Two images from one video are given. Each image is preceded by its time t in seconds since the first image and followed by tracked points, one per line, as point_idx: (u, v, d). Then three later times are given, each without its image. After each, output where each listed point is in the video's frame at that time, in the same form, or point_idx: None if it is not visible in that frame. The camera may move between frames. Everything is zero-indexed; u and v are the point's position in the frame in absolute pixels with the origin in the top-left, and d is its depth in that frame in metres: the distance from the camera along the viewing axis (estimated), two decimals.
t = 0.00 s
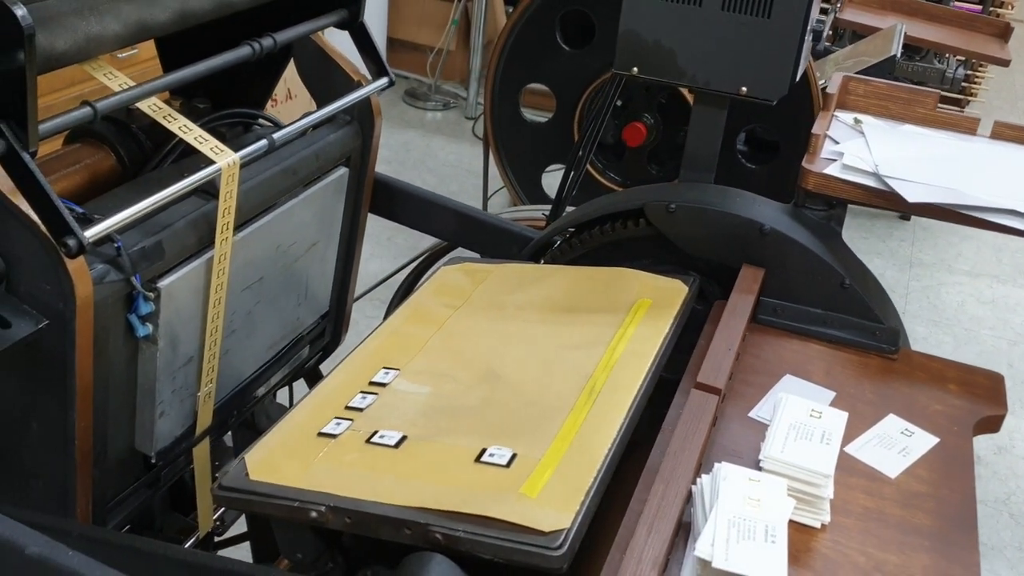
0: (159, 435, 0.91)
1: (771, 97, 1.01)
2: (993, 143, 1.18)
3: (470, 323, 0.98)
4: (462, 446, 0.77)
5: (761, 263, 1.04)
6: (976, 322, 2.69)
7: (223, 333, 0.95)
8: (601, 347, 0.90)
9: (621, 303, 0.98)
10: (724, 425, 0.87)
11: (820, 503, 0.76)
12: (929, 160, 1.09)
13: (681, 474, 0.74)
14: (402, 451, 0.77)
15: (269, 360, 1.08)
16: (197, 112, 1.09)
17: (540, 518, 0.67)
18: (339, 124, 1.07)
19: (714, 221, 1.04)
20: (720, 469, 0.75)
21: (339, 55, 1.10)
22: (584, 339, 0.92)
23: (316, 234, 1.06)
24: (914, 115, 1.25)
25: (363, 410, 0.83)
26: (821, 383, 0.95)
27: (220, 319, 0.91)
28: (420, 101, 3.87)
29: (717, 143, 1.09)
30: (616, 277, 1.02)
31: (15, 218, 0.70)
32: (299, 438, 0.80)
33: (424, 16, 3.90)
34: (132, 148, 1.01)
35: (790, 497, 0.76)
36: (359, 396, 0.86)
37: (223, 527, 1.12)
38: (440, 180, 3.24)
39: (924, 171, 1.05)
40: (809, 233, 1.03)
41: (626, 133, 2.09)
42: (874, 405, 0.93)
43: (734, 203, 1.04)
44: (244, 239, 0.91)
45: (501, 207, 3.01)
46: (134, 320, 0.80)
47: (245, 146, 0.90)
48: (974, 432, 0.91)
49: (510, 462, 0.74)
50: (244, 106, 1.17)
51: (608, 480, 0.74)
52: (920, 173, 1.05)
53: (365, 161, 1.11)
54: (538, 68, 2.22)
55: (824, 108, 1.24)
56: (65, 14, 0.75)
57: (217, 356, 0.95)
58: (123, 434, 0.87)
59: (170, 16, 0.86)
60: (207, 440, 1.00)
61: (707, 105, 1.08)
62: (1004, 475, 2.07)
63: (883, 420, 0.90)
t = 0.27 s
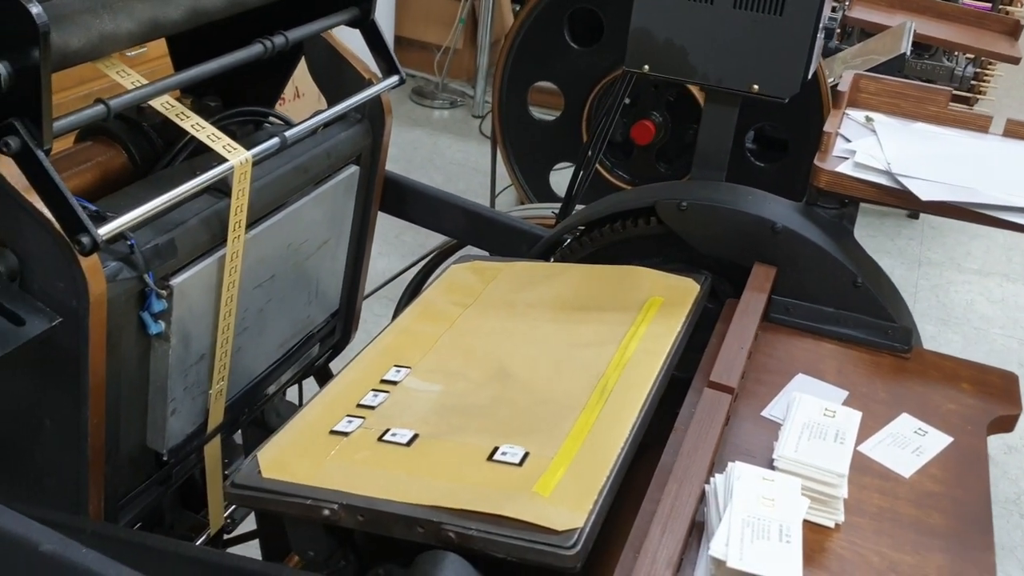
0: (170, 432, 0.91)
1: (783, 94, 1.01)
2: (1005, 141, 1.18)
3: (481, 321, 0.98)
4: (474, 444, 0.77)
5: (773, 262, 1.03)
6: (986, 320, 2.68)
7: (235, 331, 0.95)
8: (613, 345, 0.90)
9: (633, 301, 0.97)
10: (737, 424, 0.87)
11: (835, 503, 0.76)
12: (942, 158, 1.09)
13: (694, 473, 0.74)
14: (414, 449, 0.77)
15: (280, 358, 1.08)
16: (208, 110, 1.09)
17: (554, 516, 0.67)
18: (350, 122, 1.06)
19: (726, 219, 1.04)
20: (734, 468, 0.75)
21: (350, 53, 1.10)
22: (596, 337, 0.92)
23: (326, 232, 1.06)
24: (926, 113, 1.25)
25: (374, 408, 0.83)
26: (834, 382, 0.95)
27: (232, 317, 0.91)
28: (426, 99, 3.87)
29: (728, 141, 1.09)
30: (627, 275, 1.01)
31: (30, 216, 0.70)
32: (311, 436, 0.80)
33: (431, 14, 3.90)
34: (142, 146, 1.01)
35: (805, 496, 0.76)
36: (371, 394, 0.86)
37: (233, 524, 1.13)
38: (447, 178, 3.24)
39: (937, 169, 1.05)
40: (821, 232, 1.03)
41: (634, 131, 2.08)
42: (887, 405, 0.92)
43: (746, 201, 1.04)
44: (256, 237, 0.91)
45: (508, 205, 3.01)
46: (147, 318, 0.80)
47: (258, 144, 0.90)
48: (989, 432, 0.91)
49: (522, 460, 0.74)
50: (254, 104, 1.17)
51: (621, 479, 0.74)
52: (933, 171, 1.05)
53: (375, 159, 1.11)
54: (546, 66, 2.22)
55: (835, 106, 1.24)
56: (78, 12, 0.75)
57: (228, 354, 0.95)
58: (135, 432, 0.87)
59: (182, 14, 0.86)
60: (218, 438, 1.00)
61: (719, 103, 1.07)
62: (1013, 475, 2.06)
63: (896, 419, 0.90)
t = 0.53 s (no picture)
0: (191, 431, 0.91)
1: (803, 93, 1.00)
2: None
3: (501, 320, 0.97)
4: (495, 444, 0.77)
5: (794, 261, 1.03)
6: (1005, 321, 2.66)
7: (256, 330, 0.95)
8: (633, 345, 0.90)
9: (653, 302, 0.97)
10: (758, 425, 0.86)
11: (858, 504, 0.76)
12: (962, 157, 1.11)
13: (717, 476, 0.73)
14: (436, 449, 0.77)
15: (299, 357, 1.09)
16: (228, 110, 1.10)
17: (575, 517, 0.67)
18: (370, 122, 1.06)
19: (746, 219, 1.03)
20: (756, 468, 0.76)
21: (370, 53, 1.10)
22: (616, 338, 0.92)
23: (346, 231, 1.06)
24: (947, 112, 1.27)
25: (395, 407, 0.83)
26: (856, 383, 0.94)
27: (252, 316, 0.92)
28: (442, 99, 3.87)
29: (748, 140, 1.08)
30: (647, 275, 1.01)
31: (53, 215, 0.71)
32: (332, 434, 0.80)
33: (447, 14, 3.90)
34: (162, 146, 1.01)
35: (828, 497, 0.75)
36: (391, 393, 0.86)
37: (252, 522, 1.13)
38: (463, 178, 3.24)
39: (959, 167, 1.06)
40: (843, 231, 1.02)
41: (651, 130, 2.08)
42: (910, 406, 0.91)
43: (767, 200, 1.03)
44: (276, 236, 0.91)
45: (524, 205, 3.01)
46: (168, 317, 0.80)
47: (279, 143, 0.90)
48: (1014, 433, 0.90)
49: (543, 460, 0.74)
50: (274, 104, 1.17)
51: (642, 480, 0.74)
52: (955, 169, 1.05)
53: (395, 159, 1.11)
54: (563, 66, 2.21)
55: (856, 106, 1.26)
56: (101, 12, 0.76)
57: (249, 353, 0.95)
58: (156, 430, 0.88)
59: (203, 13, 0.86)
60: (239, 436, 1.00)
61: (739, 101, 1.07)
62: None
63: (919, 420, 0.89)
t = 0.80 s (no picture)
0: (209, 430, 0.91)
1: (821, 93, 1.00)
2: None
3: (517, 321, 0.97)
4: (512, 444, 0.77)
5: (812, 262, 1.02)
6: None
7: (273, 329, 0.95)
8: (650, 346, 0.89)
9: (670, 302, 0.96)
10: (776, 427, 0.86)
11: (876, 506, 0.75)
12: (979, 158, 1.12)
13: (735, 477, 0.73)
14: (453, 449, 0.77)
15: (316, 357, 1.09)
16: (245, 110, 1.10)
17: (593, 518, 0.66)
18: (386, 122, 1.07)
19: (764, 219, 1.02)
20: (775, 471, 0.75)
21: (387, 53, 1.10)
22: (633, 338, 0.91)
23: (362, 231, 1.06)
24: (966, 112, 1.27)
25: (411, 407, 0.83)
26: (874, 384, 0.93)
27: (270, 316, 0.92)
28: (456, 98, 3.88)
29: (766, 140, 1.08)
30: (664, 275, 1.01)
31: (72, 215, 0.71)
32: (349, 434, 0.80)
33: (461, 14, 3.90)
34: (179, 145, 1.01)
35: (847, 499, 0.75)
36: (408, 393, 0.86)
37: (268, 522, 1.13)
38: (477, 177, 3.24)
39: (976, 168, 1.07)
40: (861, 231, 1.01)
41: (666, 130, 2.07)
42: (929, 407, 0.91)
43: (785, 200, 1.03)
44: (294, 236, 0.92)
45: (538, 204, 3.00)
46: (187, 317, 0.81)
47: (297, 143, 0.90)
48: None
49: (560, 461, 0.73)
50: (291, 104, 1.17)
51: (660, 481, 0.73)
52: (972, 171, 1.07)
53: (411, 159, 1.11)
54: (577, 66, 2.21)
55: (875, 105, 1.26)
56: (120, 12, 0.76)
57: (266, 353, 0.95)
58: (174, 430, 0.88)
59: (222, 14, 0.86)
60: (256, 436, 1.01)
61: (756, 99, 1.07)
62: None
63: (939, 422, 0.88)
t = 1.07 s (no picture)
0: (227, 430, 0.92)
1: (842, 93, 0.99)
2: None
3: (536, 321, 0.97)
4: (530, 446, 0.76)
5: (832, 262, 1.01)
6: None
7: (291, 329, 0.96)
8: (670, 347, 0.89)
9: (689, 303, 0.96)
10: (797, 429, 0.85)
11: (899, 510, 0.74)
12: (1002, 158, 1.11)
13: (756, 481, 0.72)
14: (471, 450, 0.77)
15: (334, 357, 1.09)
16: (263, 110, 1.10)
17: (612, 521, 0.66)
18: (405, 122, 1.06)
19: (784, 219, 1.01)
20: (796, 474, 0.75)
21: (405, 53, 1.10)
22: (652, 339, 0.91)
23: (380, 231, 1.06)
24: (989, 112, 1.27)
25: (430, 408, 0.83)
26: (896, 387, 0.92)
27: (288, 316, 0.92)
28: (473, 97, 3.88)
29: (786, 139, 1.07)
30: (683, 275, 1.00)
31: (92, 215, 0.71)
32: (367, 435, 0.80)
33: (478, 13, 3.90)
34: (198, 144, 1.02)
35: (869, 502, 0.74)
36: (426, 394, 0.86)
37: (286, 521, 1.14)
38: (493, 177, 3.24)
39: (998, 167, 1.06)
40: (882, 231, 1.00)
41: (684, 129, 2.06)
42: (952, 410, 0.90)
43: (805, 200, 1.02)
44: (312, 236, 0.92)
45: (555, 204, 3.00)
46: (205, 317, 0.81)
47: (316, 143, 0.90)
48: None
49: (579, 463, 0.73)
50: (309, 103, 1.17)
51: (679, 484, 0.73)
52: (995, 170, 1.06)
53: (429, 159, 1.11)
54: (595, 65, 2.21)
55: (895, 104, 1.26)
56: (140, 13, 0.76)
57: (285, 352, 0.96)
58: (193, 430, 0.88)
59: (241, 14, 0.86)
60: (274, 435, 1.01)
61: (776, 99, 1.06)
62: None
63: (961, 425, 0.87)
